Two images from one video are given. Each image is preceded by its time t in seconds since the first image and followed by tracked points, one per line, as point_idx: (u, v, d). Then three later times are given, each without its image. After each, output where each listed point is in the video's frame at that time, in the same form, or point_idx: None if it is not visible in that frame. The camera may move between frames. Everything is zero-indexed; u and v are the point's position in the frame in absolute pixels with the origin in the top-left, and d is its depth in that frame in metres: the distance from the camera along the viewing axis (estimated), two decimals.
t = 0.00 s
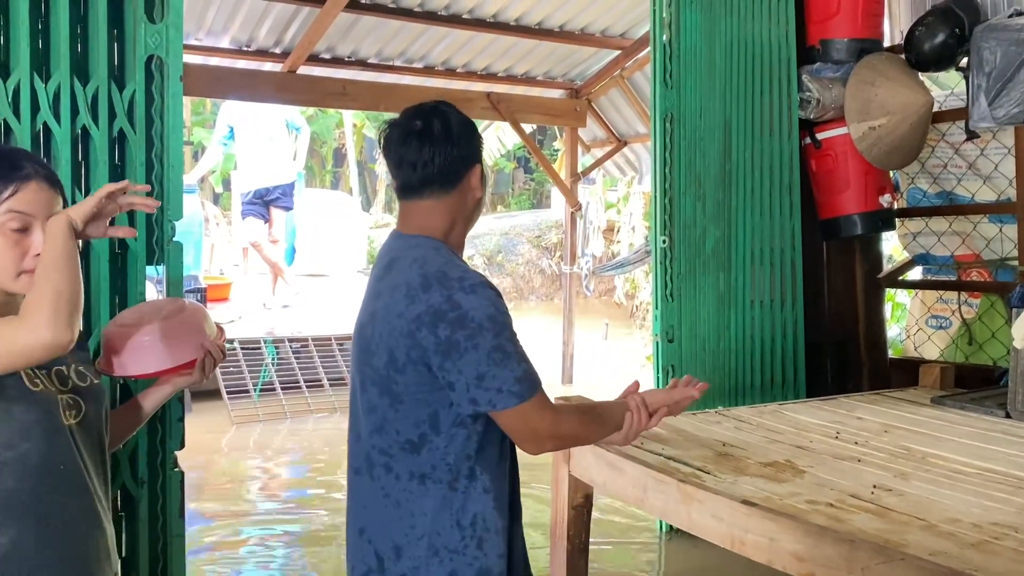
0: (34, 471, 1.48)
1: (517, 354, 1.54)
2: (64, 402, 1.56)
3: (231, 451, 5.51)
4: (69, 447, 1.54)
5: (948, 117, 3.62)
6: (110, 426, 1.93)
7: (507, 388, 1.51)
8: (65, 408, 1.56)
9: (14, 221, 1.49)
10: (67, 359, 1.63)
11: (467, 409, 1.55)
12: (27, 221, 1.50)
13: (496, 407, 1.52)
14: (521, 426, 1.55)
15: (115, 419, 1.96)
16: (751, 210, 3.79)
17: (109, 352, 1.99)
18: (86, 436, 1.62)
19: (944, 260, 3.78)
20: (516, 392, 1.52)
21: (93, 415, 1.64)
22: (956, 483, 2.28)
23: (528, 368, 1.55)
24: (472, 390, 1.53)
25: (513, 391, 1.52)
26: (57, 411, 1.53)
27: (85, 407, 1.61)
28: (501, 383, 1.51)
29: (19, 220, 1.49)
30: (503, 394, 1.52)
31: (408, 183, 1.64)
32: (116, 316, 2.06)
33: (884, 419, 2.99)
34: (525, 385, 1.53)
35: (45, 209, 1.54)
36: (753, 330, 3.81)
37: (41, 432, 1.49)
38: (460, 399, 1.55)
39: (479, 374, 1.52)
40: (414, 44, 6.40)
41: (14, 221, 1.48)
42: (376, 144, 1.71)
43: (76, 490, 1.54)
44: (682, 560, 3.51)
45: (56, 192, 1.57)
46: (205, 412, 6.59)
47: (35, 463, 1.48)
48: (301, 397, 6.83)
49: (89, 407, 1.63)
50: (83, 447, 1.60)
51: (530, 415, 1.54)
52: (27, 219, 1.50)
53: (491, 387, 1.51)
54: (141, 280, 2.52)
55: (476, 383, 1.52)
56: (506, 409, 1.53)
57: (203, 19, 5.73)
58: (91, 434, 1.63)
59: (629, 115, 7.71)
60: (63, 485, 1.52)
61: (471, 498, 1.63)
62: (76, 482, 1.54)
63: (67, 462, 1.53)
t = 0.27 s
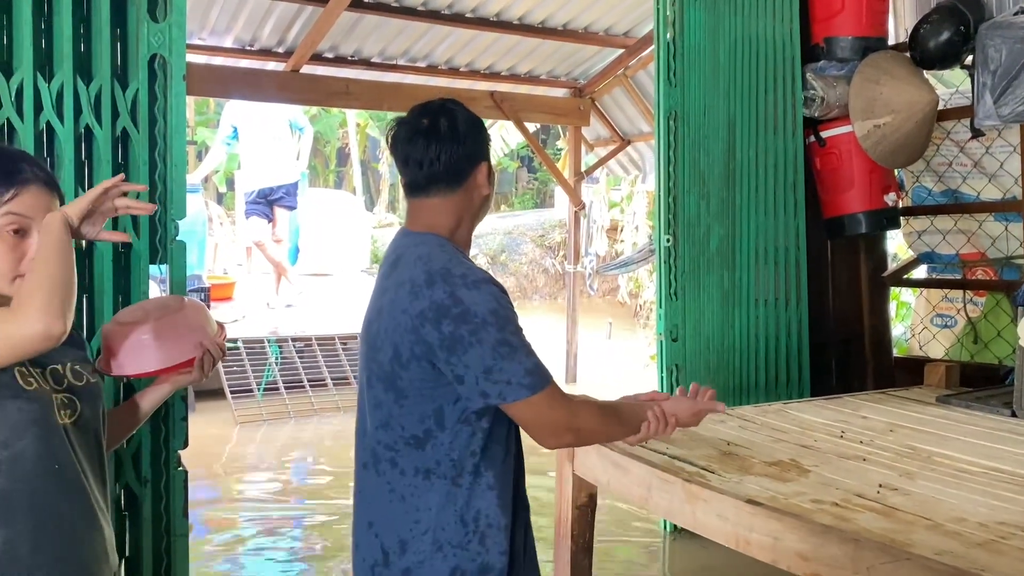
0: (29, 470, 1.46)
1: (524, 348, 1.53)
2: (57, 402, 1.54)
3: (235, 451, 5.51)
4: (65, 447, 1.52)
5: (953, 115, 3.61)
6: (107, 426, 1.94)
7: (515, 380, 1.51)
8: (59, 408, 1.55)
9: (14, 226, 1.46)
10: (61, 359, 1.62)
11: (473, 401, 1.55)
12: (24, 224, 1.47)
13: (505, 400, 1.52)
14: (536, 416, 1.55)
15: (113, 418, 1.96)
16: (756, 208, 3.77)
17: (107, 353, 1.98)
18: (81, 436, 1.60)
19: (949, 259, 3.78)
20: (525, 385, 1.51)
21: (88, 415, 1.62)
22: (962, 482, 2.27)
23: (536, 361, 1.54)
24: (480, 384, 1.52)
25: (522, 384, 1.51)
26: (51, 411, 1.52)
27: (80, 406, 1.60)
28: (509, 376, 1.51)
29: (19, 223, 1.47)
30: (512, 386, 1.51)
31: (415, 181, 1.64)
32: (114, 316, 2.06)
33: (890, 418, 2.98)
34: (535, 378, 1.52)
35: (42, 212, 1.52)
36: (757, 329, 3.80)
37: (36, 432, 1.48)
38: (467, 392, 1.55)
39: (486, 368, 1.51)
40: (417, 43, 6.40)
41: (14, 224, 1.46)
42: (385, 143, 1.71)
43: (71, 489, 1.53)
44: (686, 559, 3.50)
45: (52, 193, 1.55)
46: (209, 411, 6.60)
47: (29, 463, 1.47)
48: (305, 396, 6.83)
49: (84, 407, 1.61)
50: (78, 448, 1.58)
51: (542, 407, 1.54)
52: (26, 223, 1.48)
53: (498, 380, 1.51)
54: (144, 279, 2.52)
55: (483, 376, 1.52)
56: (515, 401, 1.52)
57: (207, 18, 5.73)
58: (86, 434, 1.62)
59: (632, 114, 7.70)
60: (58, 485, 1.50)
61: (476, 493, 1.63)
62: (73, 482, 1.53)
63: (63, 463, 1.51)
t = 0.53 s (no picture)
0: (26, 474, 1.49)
1: (530, 340, 1.52)
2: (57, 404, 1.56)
3: (239, 449, 5.52)
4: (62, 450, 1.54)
5: (958, 113, 3.59)
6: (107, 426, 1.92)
7: (522, 371, 1.51)
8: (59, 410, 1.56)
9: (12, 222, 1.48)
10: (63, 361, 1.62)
11: (480, 394, 1.55)
12: (21, 220, 1.49)
13: (514, 390, 1.52)
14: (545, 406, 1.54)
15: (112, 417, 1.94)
16: (761, 205, 3.76)
17: (108, 351, 2.00)
18: (79, 436, 1.63)
19: (954, 256, 3.77)
20: (534, 374, 1.51)
21: (88, 415, 1.64)
22: (967, 480, 2.26)
23: (542, 351, 1.53)
24: (487, 376, 1.52)
25: (530, 373, 1.51)
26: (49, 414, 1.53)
27: (79, 407, 1.62)
28: (518, 367, 1.51)
29: (16, 219, 1.48)
30: (520, 376, 1.51)
31: (418, 181, 1.64)
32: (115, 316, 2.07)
33: (895, 416, 2.98)
34: (544, 368, 1.51)
35: (40, 207, 1.54)
36: (763, 326, 3.80)
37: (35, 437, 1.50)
38: (475, 384, 1.55)
39: (492, 361, 1.51)
40: (421, 42, 6.40)
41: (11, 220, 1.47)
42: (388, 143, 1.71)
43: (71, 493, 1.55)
44: (692, 557, 3.50)
45: (49, 188, 1.56)
46: (213, 409, 6.61)
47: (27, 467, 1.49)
48: (309, 394, 6.84)
49: (84, 407, 1.63)
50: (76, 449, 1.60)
51: (552, 397, 1.54)
52: (24, 219, 1.49)
53: (505, 372, 1.51)
54: (150, 277, 2.52)
55: (490, 368, 1.52)
56: (523, 391, 1.52)
57: (211, 17, 5.73)
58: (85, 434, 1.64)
59: (636, 112, 7.69)
60: (57, 491, 1.52)
61: (483, 489, 1.63)
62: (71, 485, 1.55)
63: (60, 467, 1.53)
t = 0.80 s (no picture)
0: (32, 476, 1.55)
1: (542, 327, 1.53)
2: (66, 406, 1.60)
3: (247, 447, 5.55)
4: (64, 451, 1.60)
5: (965, 110, 3.58)
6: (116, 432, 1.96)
7: (538, 355, 1.52)
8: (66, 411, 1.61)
9: (18, 209, 1.55)
10: (70, 360, 1.66)
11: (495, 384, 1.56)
12: (27, 208, 1.56)
13: (532, 375, 1.53)
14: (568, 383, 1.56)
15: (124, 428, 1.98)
16: (767, 203, 3.77)
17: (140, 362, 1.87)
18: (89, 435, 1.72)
19: (961, 254, 3.77)
20: (551, 357, 1.52)
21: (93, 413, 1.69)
22: (974, 476, 2.27)
23: (555, 337, 1.55)
24: (501, 366, 1.53)
25: (547, 356, 1.52)
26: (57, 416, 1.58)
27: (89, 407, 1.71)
28: (533, 351, 1.52)
29: (22, 207, 1.55)
30: (536, 360, 1.52)
31: (423, 179, 1.65)
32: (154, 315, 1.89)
33: (902, 413, 2.98)
34: (559, 349, 1.53)
35: (46, 195, 1.60)
36: (769, 324, 3.80)
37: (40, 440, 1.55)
38: (488, 375, 1.56)
39: (505, 351, 1.52)
40: (427, 41, 6.42)
41: (18, 209, 1.55)
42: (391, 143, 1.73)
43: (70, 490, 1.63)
44: (699, 553, 3.51)
45: (54, 176, 1.63)
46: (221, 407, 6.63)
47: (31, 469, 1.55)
48: (316, 392, 6.86)
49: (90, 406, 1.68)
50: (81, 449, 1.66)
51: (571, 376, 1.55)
52: (29, 206, 1.56)
53: (522, 359, 1.52)
54: (161, 276, 2.53)
55: (502, 358, 1.52)
56: (543, 374, 1.53)
57: (218, 17, 5.76)
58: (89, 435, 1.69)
59: (642, 110, 7.69)
60: (57, 488, 1.61)
61: (496, 484, 1.64)
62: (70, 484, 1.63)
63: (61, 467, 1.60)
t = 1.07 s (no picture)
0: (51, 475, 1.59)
1: (563, 306, 1.56)
2: (85, 408, 1.62)
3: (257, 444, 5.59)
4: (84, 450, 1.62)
5: (974, 110, 3.59)
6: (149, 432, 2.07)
7: (563, 330, 1.54)
8: (89, 412, 1.63)
9: (47, 207, 1.58)
10: (93, 359, 1.68)
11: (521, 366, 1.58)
12: (58, 206, 1.59)
13: (562, 349, 1.54)
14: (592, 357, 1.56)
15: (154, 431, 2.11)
16: (775, 203, 3.78)
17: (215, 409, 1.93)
18: (113, 434, 1.70)
19: (968, 253, 3.78)
20: (574, 329, 1.54)
21: (118, 410, 1.70)
22: (980, 474, 2.28)
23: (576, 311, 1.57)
24: (526, 347, 1.55)
25: (571, 328, 1.54)
26: (75, 418, 1.60)
27: (113, 407, 1.69)
28: (558, 326, 1.53)
29: (52, 206, 1.59)
30: (563, 334, 1.54)
31: (427, 178, 1.68)
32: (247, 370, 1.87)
33: (909, 412, 3.00)
34: (580, 314, 1.55)
35: (75, 195, 1.64)
36: (776, 323, 3.82)
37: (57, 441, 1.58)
38: (518, 354, 1.56)
39: (530, 332, 1.54)
40: (436, 40, 6.44)
41: (48, 207, 1.58)
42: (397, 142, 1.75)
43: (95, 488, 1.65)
44: (707, 551, 3.52)
45: (84, 176, 1.67)
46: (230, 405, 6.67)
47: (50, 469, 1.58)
48: (325, 390, 6.89)
49: (115, 404, 1.69)
50: (106, 449, 1.68)
51: (597, 352, 1.56)
52: (59, 204, 1.59)
53: (547, 336, 1.54)
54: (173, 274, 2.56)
55: (533, 336, 1.54)
56: (572, 346, 1.54)
57: (228, 17, 5.80)
58: (116, 432, 1.71)
59: (650, 109, 7.70)
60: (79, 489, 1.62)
61: (510, 475, 1.67)
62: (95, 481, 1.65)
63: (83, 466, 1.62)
